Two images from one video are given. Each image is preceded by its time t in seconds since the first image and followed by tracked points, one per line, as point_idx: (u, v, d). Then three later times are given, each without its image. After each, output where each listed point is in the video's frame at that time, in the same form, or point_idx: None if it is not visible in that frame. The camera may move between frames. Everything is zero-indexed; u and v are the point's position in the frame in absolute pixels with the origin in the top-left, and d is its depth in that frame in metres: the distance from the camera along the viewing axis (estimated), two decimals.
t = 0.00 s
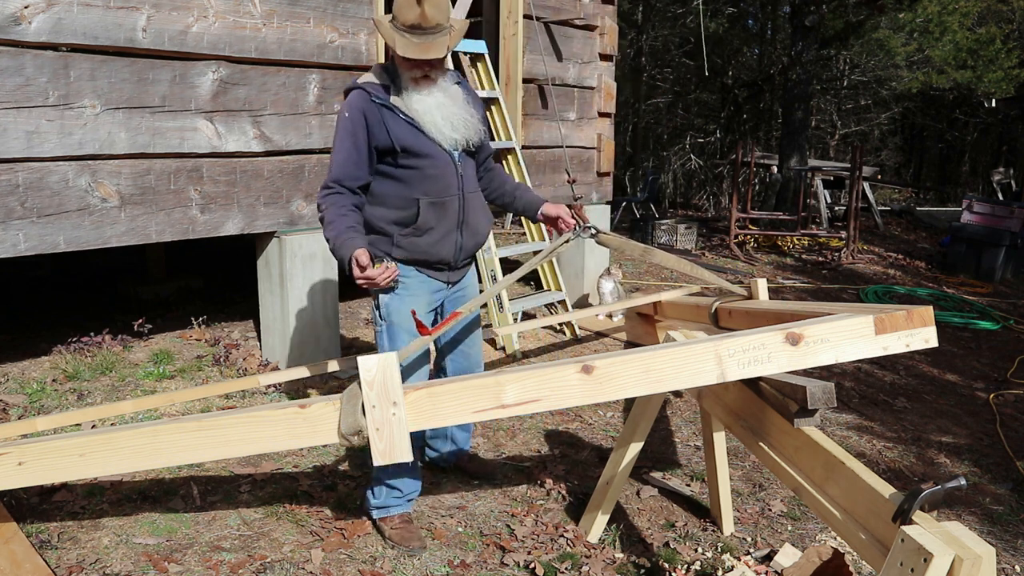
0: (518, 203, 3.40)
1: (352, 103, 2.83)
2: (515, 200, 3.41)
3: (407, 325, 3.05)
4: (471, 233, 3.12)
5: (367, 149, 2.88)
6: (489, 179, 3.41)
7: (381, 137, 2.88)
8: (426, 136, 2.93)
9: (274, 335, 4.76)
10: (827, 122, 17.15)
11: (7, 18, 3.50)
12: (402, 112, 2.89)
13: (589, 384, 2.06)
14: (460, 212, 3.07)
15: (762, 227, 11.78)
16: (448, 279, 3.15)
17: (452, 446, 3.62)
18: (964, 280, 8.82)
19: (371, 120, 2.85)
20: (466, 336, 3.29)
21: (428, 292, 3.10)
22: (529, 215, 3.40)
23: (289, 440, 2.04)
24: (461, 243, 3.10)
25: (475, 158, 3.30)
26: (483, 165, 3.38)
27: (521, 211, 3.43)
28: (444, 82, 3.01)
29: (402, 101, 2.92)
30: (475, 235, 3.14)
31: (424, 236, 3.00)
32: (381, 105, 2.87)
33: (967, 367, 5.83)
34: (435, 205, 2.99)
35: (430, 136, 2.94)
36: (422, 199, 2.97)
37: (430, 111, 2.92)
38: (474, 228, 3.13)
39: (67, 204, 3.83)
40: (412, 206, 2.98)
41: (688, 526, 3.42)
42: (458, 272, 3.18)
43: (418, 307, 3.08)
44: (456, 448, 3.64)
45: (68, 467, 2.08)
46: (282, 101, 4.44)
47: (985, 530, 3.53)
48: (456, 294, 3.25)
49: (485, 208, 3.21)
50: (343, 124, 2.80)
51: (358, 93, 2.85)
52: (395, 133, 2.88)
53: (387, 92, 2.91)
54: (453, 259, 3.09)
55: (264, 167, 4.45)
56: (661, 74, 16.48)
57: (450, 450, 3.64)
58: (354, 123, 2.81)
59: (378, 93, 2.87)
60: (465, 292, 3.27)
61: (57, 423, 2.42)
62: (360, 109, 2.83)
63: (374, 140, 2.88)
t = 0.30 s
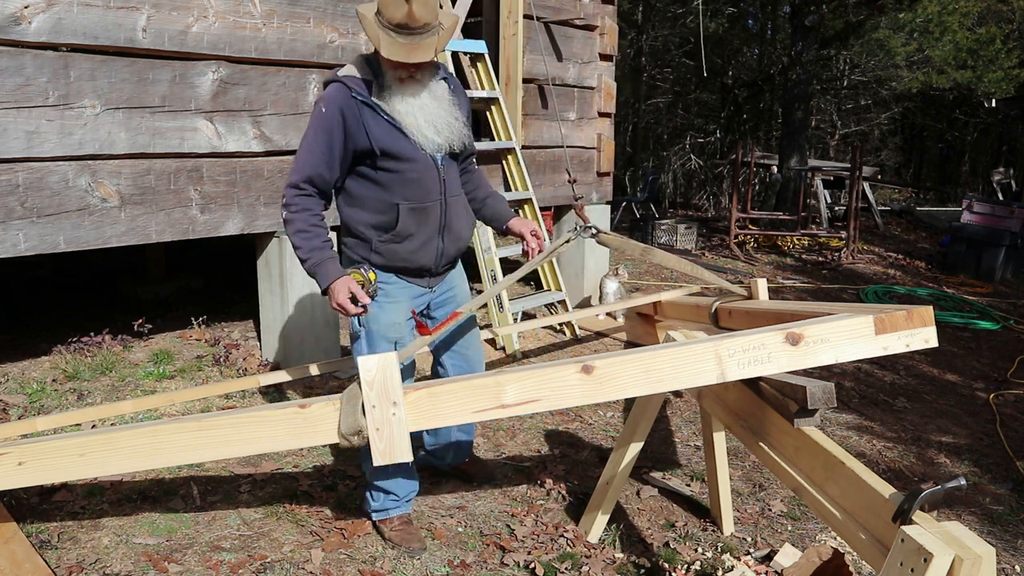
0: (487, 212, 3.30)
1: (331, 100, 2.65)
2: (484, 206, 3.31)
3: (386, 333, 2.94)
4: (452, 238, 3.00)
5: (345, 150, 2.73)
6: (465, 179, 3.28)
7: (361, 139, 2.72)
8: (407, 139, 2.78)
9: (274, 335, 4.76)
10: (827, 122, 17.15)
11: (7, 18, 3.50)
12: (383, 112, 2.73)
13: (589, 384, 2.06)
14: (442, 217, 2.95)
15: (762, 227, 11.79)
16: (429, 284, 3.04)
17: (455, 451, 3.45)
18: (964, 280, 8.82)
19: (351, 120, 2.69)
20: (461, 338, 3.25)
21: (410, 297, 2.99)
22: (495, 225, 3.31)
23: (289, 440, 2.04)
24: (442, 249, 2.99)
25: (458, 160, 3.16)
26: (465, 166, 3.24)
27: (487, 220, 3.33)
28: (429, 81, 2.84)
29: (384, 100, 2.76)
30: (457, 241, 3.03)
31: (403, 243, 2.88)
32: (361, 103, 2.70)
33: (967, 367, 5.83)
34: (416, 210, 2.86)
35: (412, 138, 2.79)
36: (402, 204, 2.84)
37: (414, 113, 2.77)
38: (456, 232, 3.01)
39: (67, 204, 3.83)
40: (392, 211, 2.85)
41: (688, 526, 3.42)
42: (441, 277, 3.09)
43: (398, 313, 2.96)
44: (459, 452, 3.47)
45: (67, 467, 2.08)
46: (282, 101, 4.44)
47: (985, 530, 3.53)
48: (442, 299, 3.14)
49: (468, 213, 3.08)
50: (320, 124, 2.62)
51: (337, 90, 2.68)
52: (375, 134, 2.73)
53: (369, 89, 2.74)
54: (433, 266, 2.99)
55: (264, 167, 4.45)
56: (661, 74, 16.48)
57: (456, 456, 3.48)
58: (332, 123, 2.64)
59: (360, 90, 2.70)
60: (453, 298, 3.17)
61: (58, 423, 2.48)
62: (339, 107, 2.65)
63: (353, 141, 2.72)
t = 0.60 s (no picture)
0: (480, 218, 3.29)
1: (321, 101, 2.65)
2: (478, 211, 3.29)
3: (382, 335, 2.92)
4: (447, 241, 2.99)
5: (336, 152, 2.72)
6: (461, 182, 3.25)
7: (352, 141, 2.72)
8: (399, 141, 2.77)
9: (275, 335, 4.76)
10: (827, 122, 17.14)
11: (7, 18, 3.50)
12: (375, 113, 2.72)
13: (589, 384, 2.06)
14: (436, 220, 2.93)
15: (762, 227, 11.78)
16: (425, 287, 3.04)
17: (457, 451, 3.46)
18: (964, 280, 8.82)
19: (341, 121, 2.68)
20: (457, 339, 3.25)
21: (405, 301, 2.98)
22: (488, 231, 3.30)
23: (289, 439, 2.04)
24: (437, 253, 2.97)
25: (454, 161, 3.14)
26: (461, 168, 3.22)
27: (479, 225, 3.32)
28: (422, 82, 2.82)
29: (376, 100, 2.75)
30: (452, 244, 3.01)
31: (397, 246, 2.87)
32: (352, 104, 2.69)
33: (967, 368, 5.83)
34: (409, 213, 2.85)
35: (403, 139, 2.77)
36: (395, 206, 2.83)
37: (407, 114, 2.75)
38: (451, 235, 3.00)
39: (67, 205, 3.83)
40: (384, 214, 2.84)
41: (688, 526, 3.42)
42: (435, 280, 3.07)
43: (394, 318, 2.95)
44: (462, 452, 3.48)
45: (68, 467, 2.08)
46: (282, 101, 4.44)
47: (985, 530, 3.53)
48: (437, 301, 3.14)
49: (462, 215, 3.06)
50: (310, 125, 2.62)
51: (327, 90, 2.67)
52: (366, 136, 2.72)
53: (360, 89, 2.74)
54: (428, 269, 2.98)
55: (264, 167, 4.45)
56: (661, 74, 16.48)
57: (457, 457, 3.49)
58: (322, 124, 2.63)
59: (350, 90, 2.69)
60: (447, 300, 3.16)
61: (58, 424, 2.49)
62: (329, 108, 2.65)
63: (343, 143, 2.72)
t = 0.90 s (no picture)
0: (478, 218, 3.29)
1: (316, 108, 2.62)
2: (477, 211, 3.29)
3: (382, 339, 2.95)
4: (446, 243, 3.00)
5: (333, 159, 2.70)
6: (460, 181, 3.25)
7: (349, 147, 2.70)
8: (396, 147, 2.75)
9: (275, 334, 4.76)
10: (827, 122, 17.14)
11: (7, 18, 3.50)
12: (371, 118, 2.69)
13: (589, 384, 2.06)
14: (435, 222, 2.93)
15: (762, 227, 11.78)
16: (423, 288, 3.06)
17: (457, 450, 3.45)
18: (964, 280, 8.82)
19: (336, 128, 2.65)
20: (456, 339, 3.25)
21: (404, 302, 3.00)
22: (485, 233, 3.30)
23: (289, 439, 2.04)
24: (436, 254, 2.99)
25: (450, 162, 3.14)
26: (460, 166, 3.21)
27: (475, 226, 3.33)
28: (411, 84, 2.79)
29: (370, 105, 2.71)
30: (450, 244, 3.02)
31: (396, 250, 2.88)
32: (347, 110, 2.66)
33: (967, 367, 5.83)
34: (408, 218, 2.85)
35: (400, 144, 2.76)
36: (394, 212, 2.83)
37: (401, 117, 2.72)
38: (449, 236, 3.00)
39: (67, 205, 3.83)
40: (383, 218, 2.84)
41: (688, 526, 3.42)
42: (434, 278, 3.09)
43: (394, 320, 2.97)
44: (462, 451, 3.48)
45: (68, 467, 2.08)
46: (282, 101, 4.43)
47: (985, 530, 3.53)
48: (435, 300, 3.15)
49: (459, 215, 3.06)
50: (306, 133, 2.59)
51: (321, 97, 2.64)
52: (363, 142, 2.69)
53: (352, 94, 2.70)
54: (427, 270, 2.99)
55: (264, 167, 4.45)
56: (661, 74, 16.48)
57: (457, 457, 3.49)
58: (318, 132, 2.61)
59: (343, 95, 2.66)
60: (445, 298, 3.17)
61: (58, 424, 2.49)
62: (324, 115, 2.62)
63: (340, 149, 2.70)
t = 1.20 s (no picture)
0: (484, 218, 3.27)
1: (316, 118, 2.57)
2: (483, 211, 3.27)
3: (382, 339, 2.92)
4: (444, 244, 3.02)
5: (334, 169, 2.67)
6: (466, 181, 3.22)
7: (348, 155, 2.67)
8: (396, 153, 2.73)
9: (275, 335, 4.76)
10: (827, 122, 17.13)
11: (7, 18, 3.50)
12: (371, 126, 2.65)
13: (589, 384, 2.06)
14: (434, 225, 2.95)
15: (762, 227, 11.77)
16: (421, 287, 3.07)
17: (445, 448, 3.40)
18: (964, 280, 8.82)
19: (335, 137, 2.62)
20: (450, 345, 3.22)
21: (403, 301, 3.01)
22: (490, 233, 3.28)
23: (289, 439, 2.04)
24: (434, 255, 3.01)
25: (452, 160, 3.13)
26: (466, 164, 3.19)
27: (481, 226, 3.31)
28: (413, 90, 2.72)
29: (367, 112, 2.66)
30: (448, 245, 3.04)
31: (397, 254, 2.90)
32: (345, 119, 2.62)
33: (967, 367, 5.83)
34: (409, 223, 2.87)
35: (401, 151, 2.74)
36: (395, 218, 2.84)
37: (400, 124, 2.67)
38: (448, 237, 3.03)
39: (67, 204, 3.83)
40: (383, 224, 2.85)
41: (688, 526, 3.42)
42: (432, 277, 3.10)
43: (394, 319, 2.98)
44: (450, 452, 3.42)
45: (68, 467, 2.08)
46: (282, 101, 4.43)
47: (985, 530, 3.53)
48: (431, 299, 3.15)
49: (457, 215, 3.07)
50: (307, 145, 2.56)
51: (317, 106, 2.59)
52: (363, 150, 2.67)
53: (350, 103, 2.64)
54: (426, 272, 3.02)
55: (264, 167, 4.45)
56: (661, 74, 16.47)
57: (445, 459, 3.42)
58: (320, 142, 2.58)
59: (340, 104, 2.61)
60: (441, 297, 3.19)
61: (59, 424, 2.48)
62: (324, 126, 2.58)
63: (340, 158, 2.67)
